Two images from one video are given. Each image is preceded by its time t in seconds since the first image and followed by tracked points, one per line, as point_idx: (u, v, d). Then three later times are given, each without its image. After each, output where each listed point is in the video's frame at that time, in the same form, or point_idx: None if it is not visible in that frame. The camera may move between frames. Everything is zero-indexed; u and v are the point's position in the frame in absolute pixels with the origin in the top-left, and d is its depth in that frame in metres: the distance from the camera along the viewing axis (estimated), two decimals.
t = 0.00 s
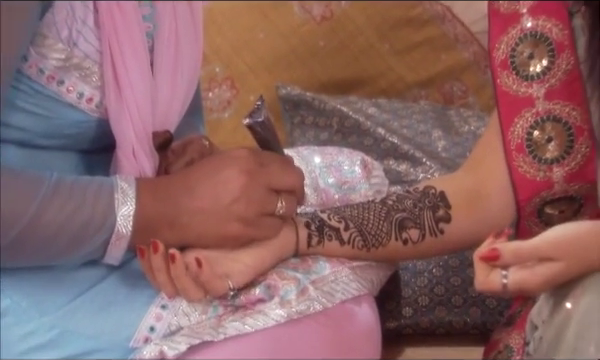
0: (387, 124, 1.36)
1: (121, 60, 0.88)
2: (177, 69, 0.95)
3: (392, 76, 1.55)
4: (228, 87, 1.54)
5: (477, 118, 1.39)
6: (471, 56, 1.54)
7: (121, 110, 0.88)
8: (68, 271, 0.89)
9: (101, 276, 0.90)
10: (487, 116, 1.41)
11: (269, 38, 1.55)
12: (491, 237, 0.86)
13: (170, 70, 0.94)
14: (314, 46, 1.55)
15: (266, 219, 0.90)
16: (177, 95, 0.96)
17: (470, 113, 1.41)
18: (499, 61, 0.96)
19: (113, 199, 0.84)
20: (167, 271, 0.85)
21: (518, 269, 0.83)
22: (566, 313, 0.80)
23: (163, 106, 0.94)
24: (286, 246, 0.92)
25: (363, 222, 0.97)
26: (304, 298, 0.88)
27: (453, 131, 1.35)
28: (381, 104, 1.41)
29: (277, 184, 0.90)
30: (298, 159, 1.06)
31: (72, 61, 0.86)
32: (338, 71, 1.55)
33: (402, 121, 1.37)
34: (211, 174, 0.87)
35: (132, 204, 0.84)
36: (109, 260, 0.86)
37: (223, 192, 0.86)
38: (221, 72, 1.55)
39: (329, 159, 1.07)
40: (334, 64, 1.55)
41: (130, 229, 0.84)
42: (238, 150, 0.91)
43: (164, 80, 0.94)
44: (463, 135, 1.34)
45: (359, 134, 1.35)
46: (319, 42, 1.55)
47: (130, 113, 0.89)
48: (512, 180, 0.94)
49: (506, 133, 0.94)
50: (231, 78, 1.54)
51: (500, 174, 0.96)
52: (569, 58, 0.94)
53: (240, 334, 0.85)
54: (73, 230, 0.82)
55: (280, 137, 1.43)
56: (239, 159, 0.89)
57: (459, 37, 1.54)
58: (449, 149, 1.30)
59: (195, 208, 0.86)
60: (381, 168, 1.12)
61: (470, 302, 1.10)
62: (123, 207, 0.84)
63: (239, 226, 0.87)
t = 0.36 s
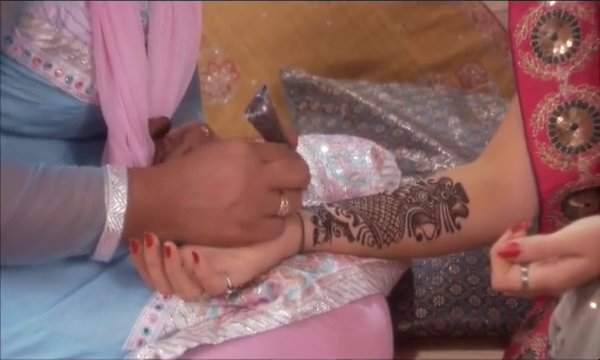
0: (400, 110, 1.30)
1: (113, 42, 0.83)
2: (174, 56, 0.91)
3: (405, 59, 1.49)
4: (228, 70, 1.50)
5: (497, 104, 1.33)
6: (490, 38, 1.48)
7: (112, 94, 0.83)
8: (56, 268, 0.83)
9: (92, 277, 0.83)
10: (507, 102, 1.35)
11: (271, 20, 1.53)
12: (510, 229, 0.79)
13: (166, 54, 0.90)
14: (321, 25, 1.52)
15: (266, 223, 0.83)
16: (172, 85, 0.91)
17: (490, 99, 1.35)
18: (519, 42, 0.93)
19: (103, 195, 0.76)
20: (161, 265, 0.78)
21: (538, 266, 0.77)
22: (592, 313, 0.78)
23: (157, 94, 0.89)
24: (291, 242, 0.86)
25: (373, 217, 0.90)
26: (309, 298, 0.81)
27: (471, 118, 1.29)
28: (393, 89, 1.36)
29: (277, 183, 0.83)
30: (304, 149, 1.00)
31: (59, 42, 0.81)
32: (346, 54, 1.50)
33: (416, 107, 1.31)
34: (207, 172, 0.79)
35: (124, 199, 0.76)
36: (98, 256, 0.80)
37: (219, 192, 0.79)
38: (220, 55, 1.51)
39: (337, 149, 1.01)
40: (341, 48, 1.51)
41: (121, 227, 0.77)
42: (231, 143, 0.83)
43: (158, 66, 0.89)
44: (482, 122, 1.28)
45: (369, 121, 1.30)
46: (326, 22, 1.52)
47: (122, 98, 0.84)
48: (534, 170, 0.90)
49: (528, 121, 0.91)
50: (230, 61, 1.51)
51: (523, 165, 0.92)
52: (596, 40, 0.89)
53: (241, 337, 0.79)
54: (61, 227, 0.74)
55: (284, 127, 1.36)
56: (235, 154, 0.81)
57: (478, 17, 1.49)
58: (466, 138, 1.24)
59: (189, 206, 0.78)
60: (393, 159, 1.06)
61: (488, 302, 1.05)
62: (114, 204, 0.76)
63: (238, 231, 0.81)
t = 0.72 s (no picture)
0: (409, 100, 1.26)
1: (103, 23, 0.73)
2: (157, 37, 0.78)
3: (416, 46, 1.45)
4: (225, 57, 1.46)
5: (513, 93, 1.30)
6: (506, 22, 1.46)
7: (101, 79, 0.74)
8: (43, 262, 0.76)
9: (76, 278, 0.76)
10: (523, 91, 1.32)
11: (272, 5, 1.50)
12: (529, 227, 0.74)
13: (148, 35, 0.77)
14: (326, 10, 1.50)
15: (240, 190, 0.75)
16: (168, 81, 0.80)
17: (504, 88, 1.32)
18: (539, 27, 0.87)
19: (54, 166, 0.65)
20: (158, 265, 0.73)
21: (559, 266, 0.72)
22: None
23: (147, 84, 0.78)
24: (296, 241, 0.81)
25: (384, 216, 0.86)
26: (312, 302, 0.76)
27: (485, 108, 1.26)
28: (401, 78, 1.32)
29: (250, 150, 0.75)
30: (307, 142, 0.97)
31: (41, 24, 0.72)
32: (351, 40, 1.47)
33: (426, 97, 1.27)
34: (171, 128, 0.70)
35: (76, 172, 0.66)
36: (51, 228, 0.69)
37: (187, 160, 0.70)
38: (217, 41, 1.48)
39: (342, 142, 0.98)
40: (344, 32, 1.48)
41: (74, 199, 0.66)
42: (201, 100, 0.72)
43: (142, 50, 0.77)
44: (496, 113, 1.25)
45: (377, 113, 1.25)
46: (331, 6, 1.49)
47: (113, 83, 0.74)
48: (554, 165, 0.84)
49: (547, 111, 0.84)
50: (228, 49, 1.47)
51: (540, 156, 0.86)
52: None
53: (240, 342, 0.73)
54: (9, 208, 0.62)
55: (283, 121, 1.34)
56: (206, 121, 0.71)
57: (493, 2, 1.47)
58: (480, 130, 1.20)
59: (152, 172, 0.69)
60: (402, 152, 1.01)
61: (504, 306, 1.00)
62: (65, 176, 0.65)
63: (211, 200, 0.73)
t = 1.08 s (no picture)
0: (417, 92, 1.23)
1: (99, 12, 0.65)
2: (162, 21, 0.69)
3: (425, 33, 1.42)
4: (221, 47, 1.41)
5: (528, 85, 1.25)
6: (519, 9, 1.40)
7: (95, 64, 0.68)
8: (28, 267, 0.71)
9: (63, 281, 0.71)
10: (538, 82, 1.27)
11: None
12: (544, 227, 0.69)
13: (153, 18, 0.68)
14: None
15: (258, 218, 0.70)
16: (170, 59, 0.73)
17: (520, 78, 1.27)
18: (556, 13, 0.86)
19: (73, 181, 0.63)
20: (150, 268, 0.67)
21: (577, 269, 0.68)
22: None
23: (146, 65, 0.71)
24: (294, 244, 0.74)
25: (390, 215, 0.80)
26: (313, 307, 0.70)
27: (498, 101, 1.22)
28: (409, 68, 1.28)
29: (273, 177, 0.68)
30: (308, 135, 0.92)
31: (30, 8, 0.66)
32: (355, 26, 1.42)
33: (435, 89, 1.24)
34: (195, 156, 0.66)
35: (97, 192, 0.64)
36: (67, 253, 0.68)
37: (205, 182, 0.66)
38: (213, 28, 1.42)
39: (345, 137, 0.94)
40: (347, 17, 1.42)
41: (93, 219, 0.64)
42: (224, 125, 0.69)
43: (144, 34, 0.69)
44: (510, 106, 1.21)
45: (382, 105, 1.23)
46: None
47: (108, 75, 0.68)
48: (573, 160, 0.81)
49: (566, 103, 0.82)
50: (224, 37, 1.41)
51: (556, 150, 0.83)
52: None
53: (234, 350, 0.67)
54: (25, 217, 0.62)
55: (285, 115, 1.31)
56: (227, 141, 0.67)
57: None
58: (493, 124, 1.17)
59: (174, 198, 0.66)
60: (409, 147, 0.97)
61: (518, 311, 0.96)
62: (84, 194, 0.64)
63: (225, 226, 0.68)
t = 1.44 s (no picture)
0: (423, 86, 1.20)
1: None
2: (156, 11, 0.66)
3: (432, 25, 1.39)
4: (217, 38, 1.37)
5: (540, 78, 1.23)
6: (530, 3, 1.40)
7: (90, 56, 0.64)
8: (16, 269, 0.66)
9: (52, 284, 0.65)
10: (551, 75, 1.24)
11: None
12: (558, 228, 0.64)
13: (147, 16, 0.66)
14: None
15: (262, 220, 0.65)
16: (163, 56, 0.69)
17: (531, 71, 1.24)
18: (570, 5, 0.85)
19: (69, 181, 0.60)
20: (145, 271, 0.61)
21: (591, 272, 0.64)
22: None
23: (139, 60, 0.67)
24: (297, 245, 0.71)
25: (396, 217, 0.76)
26: (316, 312, 0.65)
27: (509, 94, 1.19)
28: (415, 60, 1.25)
29: (277, 177, 0.64)
30: (310, 133, 0.89)
31: None
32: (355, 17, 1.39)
33: (442, 82, 1.21)
34: (195, 156, 0.62)
35: (95, 191, 0.60)
36: (62, 257, 0.64)
37: (207, 181, 0.62)
38: (208, 19, 1.38)
39: (347, 133, 0.91)
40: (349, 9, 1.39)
41: (90, 221, 0.60)
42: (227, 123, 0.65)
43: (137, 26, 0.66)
44: (522, 99, 1.19)
45: (386, 100, 1.19)
46: None
47: (103, 66, 0.64)
48: (588, 155, 0.79)
49: (580, 98, 0.81)
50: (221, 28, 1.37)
51: (571, 148, 0.80)
52: None
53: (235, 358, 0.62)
54: (16, 216, 0.59)
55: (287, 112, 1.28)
56: (230, 139, 0.63)
57: None
58: (503, 119, 1.15)
59: (172, 199, 0.62)
60: (416, 144, 0.95)
61: (529, 316, 0.94)
62: (81, 193, 0.60)
63: (228, 227, 0.63)
